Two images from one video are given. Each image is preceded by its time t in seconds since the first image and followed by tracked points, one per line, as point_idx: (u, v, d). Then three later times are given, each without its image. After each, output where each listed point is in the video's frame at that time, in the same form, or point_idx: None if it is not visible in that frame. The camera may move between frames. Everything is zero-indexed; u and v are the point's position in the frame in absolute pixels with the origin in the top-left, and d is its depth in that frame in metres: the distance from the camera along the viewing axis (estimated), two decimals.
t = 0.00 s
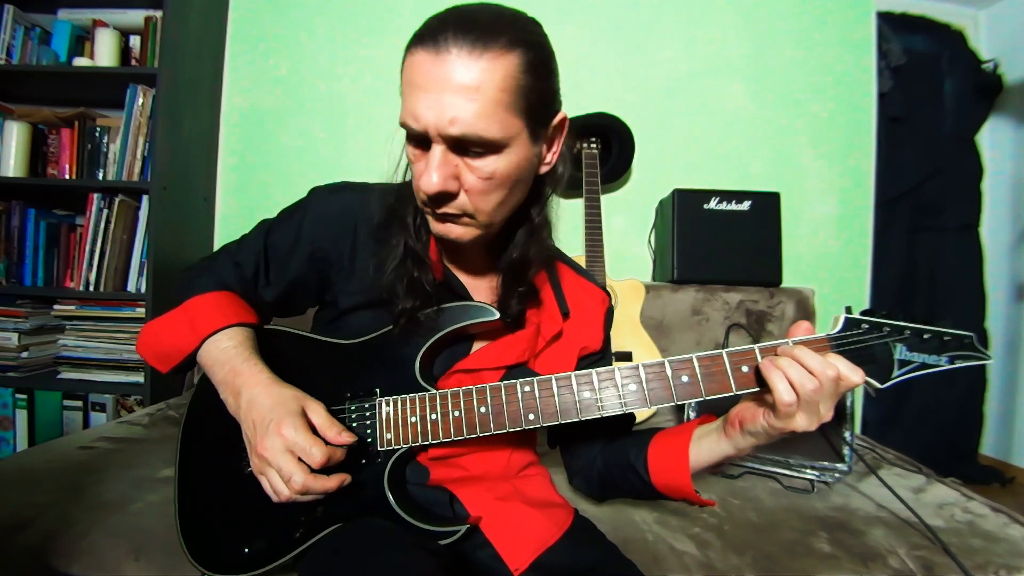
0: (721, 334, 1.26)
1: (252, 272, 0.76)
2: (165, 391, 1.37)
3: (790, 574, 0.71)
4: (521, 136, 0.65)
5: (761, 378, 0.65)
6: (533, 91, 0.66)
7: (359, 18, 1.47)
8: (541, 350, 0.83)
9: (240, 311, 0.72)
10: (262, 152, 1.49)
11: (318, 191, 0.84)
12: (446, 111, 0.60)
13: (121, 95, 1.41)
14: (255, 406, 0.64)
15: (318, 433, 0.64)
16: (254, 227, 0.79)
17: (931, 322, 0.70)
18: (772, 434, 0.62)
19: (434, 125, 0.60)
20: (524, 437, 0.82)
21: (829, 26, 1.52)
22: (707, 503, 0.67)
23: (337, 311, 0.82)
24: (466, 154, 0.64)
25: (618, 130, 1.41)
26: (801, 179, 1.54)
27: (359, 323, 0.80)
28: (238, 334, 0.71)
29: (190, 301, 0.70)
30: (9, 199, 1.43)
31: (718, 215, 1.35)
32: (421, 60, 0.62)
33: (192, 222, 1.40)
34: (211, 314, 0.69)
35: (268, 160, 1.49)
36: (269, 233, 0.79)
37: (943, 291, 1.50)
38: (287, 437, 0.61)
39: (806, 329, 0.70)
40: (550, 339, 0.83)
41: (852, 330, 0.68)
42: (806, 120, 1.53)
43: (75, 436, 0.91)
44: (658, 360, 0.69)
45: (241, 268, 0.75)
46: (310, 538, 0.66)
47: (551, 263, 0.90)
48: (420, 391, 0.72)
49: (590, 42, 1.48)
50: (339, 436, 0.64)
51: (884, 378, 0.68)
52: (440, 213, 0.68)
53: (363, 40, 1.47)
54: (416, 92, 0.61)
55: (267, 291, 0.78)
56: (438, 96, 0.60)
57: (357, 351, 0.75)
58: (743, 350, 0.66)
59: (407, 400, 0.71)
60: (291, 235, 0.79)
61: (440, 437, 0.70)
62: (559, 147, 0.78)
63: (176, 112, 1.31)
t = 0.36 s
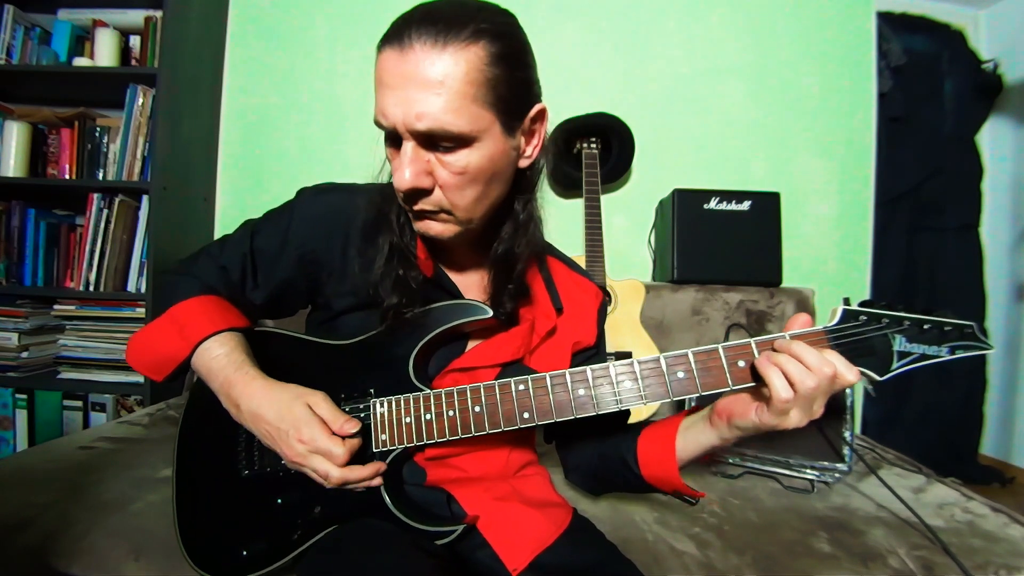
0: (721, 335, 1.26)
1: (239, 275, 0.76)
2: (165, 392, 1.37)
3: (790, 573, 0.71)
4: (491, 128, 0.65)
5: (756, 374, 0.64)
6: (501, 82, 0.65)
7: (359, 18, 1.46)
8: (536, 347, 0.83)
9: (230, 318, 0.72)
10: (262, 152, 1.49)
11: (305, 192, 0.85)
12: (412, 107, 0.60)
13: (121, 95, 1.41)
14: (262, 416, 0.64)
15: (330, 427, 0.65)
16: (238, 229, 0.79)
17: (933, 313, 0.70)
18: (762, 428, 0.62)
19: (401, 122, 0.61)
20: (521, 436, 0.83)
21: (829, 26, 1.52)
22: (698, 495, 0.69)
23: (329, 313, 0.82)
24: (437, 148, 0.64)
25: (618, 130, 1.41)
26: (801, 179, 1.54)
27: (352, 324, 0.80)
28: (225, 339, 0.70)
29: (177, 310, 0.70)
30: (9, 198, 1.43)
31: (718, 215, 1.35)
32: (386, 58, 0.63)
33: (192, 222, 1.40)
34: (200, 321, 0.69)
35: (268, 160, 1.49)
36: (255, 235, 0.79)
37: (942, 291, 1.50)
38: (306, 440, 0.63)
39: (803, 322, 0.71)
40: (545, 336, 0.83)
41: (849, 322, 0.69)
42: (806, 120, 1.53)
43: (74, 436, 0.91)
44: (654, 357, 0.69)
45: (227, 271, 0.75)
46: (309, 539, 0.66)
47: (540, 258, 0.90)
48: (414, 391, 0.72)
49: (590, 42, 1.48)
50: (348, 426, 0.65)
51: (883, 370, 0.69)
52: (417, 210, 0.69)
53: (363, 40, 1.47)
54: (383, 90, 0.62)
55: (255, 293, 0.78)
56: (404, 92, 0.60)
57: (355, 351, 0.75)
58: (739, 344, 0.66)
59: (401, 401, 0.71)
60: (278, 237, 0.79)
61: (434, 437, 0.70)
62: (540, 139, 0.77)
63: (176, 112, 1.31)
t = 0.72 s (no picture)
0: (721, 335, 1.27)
1: (236, 275, 0.76)
2: (165, 392, 1.37)
3: (790, 574, 0.71)
4: (486, 128, 0.65)
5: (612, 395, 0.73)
6: (497, 82, 0.65)
7: (359, 17, 1.46)
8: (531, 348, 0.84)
9: (226, 319, 0.72)
10: (262, 152, 1.49)
11: (302, 192, 0.85)
12: (406, 106, 0.60)
13: (121, 95, 1.41)
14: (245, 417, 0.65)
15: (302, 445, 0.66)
16: (236, 230, 0.79)
17: (938, 305, 0.70)
18: (614, 443, 0.69)
19: (395, 120, 0.61)
20: (519, 436, 0.83)
21: (829, 26, 1.52)
22: (597, 502, 0.76)
23: (325, 312, 0.83)
24: (431, 147, 0.64)
25: (618, 131, 1.41)
26: (801, 179, 1.54)
27: (347, 324, 0.81)
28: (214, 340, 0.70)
29: (173, 309, 0.69)
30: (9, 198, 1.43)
31: (718, 215, 1.35)
32: (382, 57, 0.63)
33: (192, 222, 1.40)
34: (194, 322, 0.69)
35: (268, 159, 1.49)
36: (252, 236, 0.79)
37: (942, 291, 1.50)
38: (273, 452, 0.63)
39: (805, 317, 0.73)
40: (541, 336, 0.84)
41: (850, 316, 0.70)
42: (807, 120, 1.54)
43: (75, 436, 0.91)
44: (653, 354, 0.73)
45: (225, 271, 0.75)
46: (309, 539, 0.66)
47: (536, 258, 0.90)
48: (411, 391, 0.72)
49: (590, 42, 1.48)
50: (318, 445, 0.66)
51: (884, 364, 0.70)
52: (411, 209, 0.69)
53: (363, 39, 1.47)
54: (378, 89, 0.62)
55: (252, 293, 0.78)
56: (398, 91, 0.60)
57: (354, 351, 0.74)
58: (736, 342, 0.72)
59: (397, 401, 0.71)
60: (275, 235, 0.80)
61: (430, 437, 0.70)
62: (537, 140, 0.77)
63: (176, 111, 1.31)
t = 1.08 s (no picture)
0: (721, 335, 1.28)
1: (240, 291, 0.71)
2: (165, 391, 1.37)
3: (790, 574, 0.71)
4: (513, 130, 0.65)
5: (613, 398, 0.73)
6: (528, 87, 0.66)
7: (359, 17, 1.47)
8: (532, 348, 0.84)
9: (154, 411, 0.58)
10: (262, 152, 1.49)
11: (305, 200, 0.82)
12: (440, 99, 0.60)
13: (121, 95, 1.41)
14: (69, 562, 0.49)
15: None
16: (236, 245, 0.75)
17: (925, 315, 0.75)
18: (613, 445, 0.69)
19: (427, 111, 0.61)
20: (518, 436, 0.83)
21: (829, 26, 1.52)
22: (591, 499, 0.77)
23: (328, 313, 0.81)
24: (458, 143, 0.64)
25: (618, 131, 1.42)
26: (801, 179, 1.54)
27: (351, 324, 0.79)
28: (128, 440, 0.57)
29: (112, 376, 0.58)
30: (9, 199, 1.43)
31: (718, 215, 1.35)
32: (417, 50, 0.63)
33: (192, 222, 1.40)
34: (117, 404, 0.57)
35: (269, 159, 1.49)
36: (255, 248, 0.75)
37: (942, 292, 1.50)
38: None
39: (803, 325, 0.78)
40: (543, 337, 0.84)
41: (845, 324, 0.75)
42: (807, 120, 1.54)
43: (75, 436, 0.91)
44: (654, 358, 0.75)
45: (227, 289, 0.70)
46: (309, 539, 0.67)
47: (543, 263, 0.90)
48: (415, 391, 0.72)
49: (590, 42, 1.48)
50: None
51: (876, 371, 0.75)
52: (428, 202, 0.68)
53: (363, 39, 1.47)
54: (411, 80, 0.62)
55: (260, 307, 0.74)
56: (433, 83, 0.61)
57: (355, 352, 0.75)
58: (737, 348, 0.75)
59: (402, 401, 0.71)
60: (280, 242, 0.76)
61: (434, 437, 0.71)
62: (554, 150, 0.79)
63: (176, 112, 1.31)
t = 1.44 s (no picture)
0: (721, 335, 1.28)
1: (244, 289, 0.69)
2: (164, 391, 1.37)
3: (790, 574, 0.71)
4: (531, 136, 0.66)
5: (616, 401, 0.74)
6: (547, 95, 0.67)
7: (360, 17, 1.46)
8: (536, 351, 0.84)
9: (143, 415, 0.58)
10: (262, 152, 1.49)
11: (310, 199, 0.82)
12: (460, 103, 0.60)
13: (121, 95, 1.41)
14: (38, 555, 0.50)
15: None
16: (241, 244, 0.74)
17: (929, 325, 0.76)
18: (616, 450, 0.69)
19: (447, 115, 0.61)
20: (519, 436, 0.82)
21: (828, 27, 1.53)
22: (591, 503, 0.77)
23: (330, 315, 0.81)
24: (476, 147, 0.64)
25: (618, 131, 1.42)
26: (800, 179, 1.54)
27: (354, 325, 0.79)
28: (114, 441, 0.57)
29: (111, 372, 0.58)
30: (9, 199, 1.42)
31: (718, 215, 1.35)
32: (437, 52, 0.63)
33: (192, 222, 1.40)
34: (112, 404, 0.57)
35: (269, 160, 1.49)
36: (259, 247, 0.74)
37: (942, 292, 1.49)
38: None
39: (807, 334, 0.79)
40: (547, 341, 0.84)
41: (849, 333, 0.76)
42: (807, 120, 1.54)
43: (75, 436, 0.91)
44: (657, 363, 0.75)
45: (230, 287, 0.68)
46: (308, 538, 0.67)
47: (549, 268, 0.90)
48: (416, 392, 0.71)
49: (591, 42, 1.48)
50: None
51: (879, 381, 0.76)
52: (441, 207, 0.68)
53: (363, 39, 1.47)
54: (431, 81, 0.62)
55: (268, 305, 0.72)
56: (454, 87, 0.60)
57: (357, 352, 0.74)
58: (741, 354, 0.75)
59: (404, 402, 0.70)
60: (284, 241, 0.75)
61: (437, 438, 0.71)
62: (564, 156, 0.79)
63: (176, 112, 1.31)
